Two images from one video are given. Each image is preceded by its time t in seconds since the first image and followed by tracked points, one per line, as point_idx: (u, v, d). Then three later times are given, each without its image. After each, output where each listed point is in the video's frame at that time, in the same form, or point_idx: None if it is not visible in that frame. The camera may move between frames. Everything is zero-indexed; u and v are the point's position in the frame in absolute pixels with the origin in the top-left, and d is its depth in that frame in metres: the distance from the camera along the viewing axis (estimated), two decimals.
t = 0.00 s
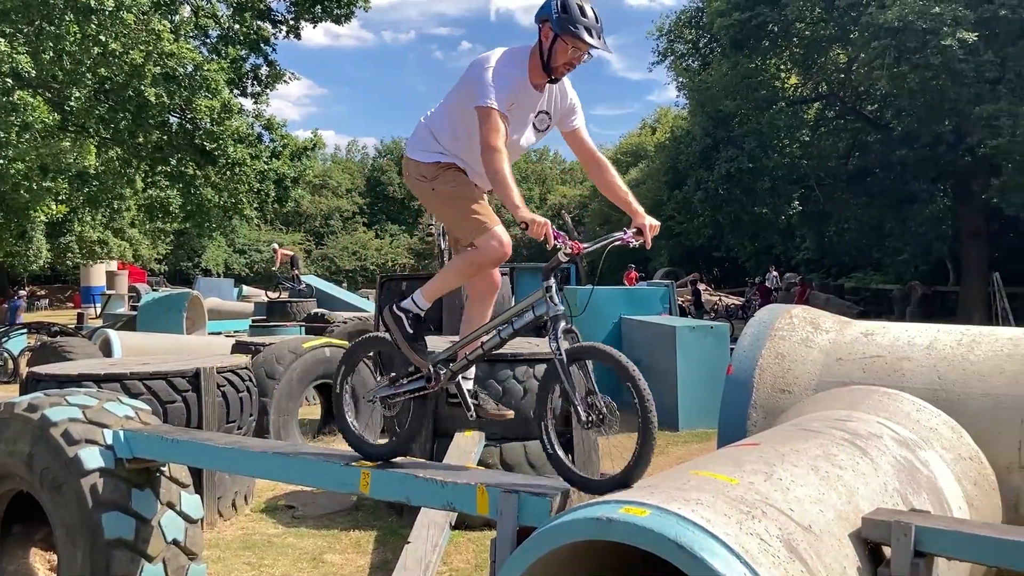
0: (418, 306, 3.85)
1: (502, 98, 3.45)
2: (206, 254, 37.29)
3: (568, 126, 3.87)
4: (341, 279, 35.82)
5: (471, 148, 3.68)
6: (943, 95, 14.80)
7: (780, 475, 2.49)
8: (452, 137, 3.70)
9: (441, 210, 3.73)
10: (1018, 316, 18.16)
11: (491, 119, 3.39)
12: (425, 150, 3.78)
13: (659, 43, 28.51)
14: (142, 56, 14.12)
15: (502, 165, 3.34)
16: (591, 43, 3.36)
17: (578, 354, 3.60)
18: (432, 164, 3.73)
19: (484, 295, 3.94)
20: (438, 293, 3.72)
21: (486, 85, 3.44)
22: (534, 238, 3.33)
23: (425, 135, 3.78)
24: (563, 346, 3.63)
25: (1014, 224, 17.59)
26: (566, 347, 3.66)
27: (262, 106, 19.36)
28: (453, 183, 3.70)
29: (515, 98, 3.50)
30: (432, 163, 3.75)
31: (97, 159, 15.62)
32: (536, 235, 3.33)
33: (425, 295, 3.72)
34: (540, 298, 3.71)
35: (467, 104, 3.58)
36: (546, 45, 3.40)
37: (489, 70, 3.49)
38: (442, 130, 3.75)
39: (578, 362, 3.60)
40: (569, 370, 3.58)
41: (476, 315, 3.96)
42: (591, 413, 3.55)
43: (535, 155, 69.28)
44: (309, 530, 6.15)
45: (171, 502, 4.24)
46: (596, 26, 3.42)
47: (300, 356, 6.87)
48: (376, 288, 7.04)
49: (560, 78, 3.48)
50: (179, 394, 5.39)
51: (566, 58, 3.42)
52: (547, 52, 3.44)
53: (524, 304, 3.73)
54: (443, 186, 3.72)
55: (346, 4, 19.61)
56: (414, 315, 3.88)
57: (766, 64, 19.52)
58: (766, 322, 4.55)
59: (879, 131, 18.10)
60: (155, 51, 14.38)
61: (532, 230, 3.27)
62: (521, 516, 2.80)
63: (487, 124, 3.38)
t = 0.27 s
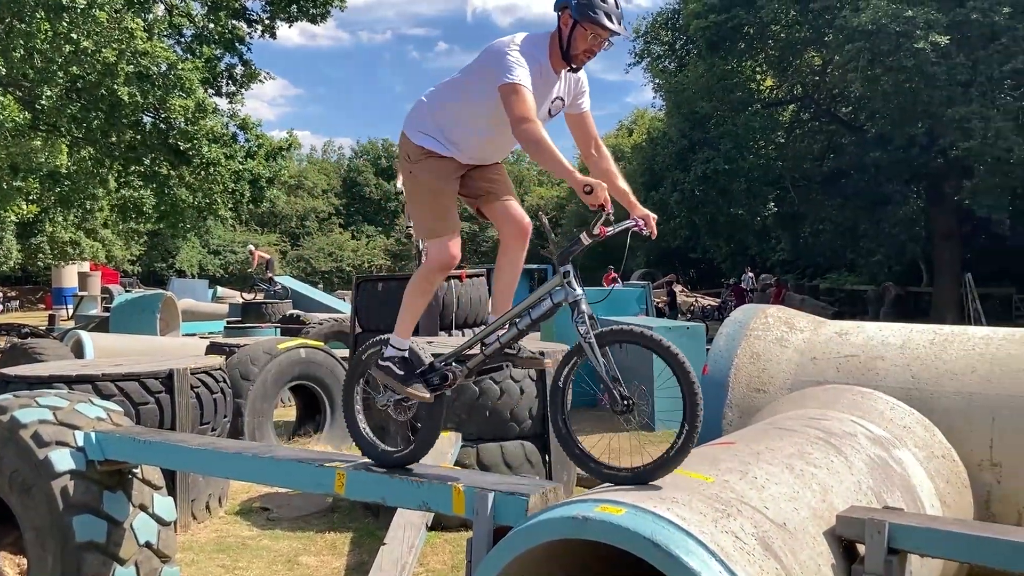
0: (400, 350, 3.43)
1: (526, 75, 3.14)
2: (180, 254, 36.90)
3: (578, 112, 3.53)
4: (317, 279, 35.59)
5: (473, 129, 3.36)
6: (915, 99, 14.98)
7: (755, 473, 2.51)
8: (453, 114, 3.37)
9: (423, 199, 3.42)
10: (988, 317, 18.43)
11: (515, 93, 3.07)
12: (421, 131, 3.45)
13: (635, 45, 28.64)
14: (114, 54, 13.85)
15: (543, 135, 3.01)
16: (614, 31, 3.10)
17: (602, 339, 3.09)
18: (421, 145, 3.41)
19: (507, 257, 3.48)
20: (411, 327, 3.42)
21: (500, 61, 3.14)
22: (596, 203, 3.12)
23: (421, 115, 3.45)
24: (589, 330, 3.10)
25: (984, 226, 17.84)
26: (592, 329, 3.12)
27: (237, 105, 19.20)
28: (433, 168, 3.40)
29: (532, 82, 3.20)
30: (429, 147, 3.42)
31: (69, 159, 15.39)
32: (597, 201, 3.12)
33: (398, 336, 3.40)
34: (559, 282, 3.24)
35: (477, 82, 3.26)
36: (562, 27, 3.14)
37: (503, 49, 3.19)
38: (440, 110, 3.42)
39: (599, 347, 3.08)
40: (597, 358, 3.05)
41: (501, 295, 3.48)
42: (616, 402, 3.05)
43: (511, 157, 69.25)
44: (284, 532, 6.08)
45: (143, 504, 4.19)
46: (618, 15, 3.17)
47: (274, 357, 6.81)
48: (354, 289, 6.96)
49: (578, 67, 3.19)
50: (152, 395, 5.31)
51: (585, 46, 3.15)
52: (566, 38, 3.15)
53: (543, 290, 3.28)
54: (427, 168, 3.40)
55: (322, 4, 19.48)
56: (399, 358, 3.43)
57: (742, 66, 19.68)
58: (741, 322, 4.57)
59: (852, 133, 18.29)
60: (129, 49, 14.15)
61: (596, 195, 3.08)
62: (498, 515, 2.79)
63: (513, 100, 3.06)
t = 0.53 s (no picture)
0: (394, 353, 3.34)
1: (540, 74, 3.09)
2: (158, 258, 36.54)
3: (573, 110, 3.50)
4: (296, 283, 35.36)
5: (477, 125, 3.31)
6: (891, 103, 15.12)
7: (732, 475, 2.52)
8: (460, 107, 3.30)
9: (415, 192, 3.39)
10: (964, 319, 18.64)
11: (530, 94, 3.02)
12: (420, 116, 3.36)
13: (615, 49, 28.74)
14: (91, 56, 13.69)
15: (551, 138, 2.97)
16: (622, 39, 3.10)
17: (615, 337, 3.08)
18: (422, 134, 3.32)
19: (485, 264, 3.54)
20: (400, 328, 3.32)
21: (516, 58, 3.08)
22: (607, 206, 3.10)
23: (424, 100, 3.36)
24: (600, 328, 3.08)
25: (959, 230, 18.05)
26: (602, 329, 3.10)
27: (216, 108, 19.05)
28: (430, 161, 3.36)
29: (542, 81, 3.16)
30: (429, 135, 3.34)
31: (44, 161, 15.19)
32: (607, 204, 3.10)
33: (389, 334, 3.31)
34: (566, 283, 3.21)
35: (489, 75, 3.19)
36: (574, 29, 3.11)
37: (519, 46, 3.12)
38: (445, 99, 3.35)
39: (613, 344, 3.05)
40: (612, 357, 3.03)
41: (487, 305, 3.52)
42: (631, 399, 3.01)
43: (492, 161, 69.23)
44: (263, 536, 6.02)
45: (119, 509, 4.15)
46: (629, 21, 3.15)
47: (253, 361, 6.75)
48: (333, 291, 6.88)
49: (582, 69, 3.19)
50: (129, 400, 5.25)
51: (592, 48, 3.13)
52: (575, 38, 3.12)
53: (547, 292, 3.25)
54: (426, 160, 3.35)
55: (301, 7, 19.37)
56: (393, 361, 3.34)
57: (719, 70, 19.82)
58: (719, 325, 4.61)
59: (829, 137, 18.45)
60: (106, 51, 13.98)
61: (610, 197, 3.04)
62: (476, 519, 2.78)
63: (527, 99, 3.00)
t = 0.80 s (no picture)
0: (381, 353, 3.31)
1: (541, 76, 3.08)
2: (138, 262, 36.23)
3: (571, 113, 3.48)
4: (278, 287, 35.18)
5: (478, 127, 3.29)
6: (871, 108, 15.23)
7: (713, 479, 2.52)
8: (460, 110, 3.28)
9: (412, 194, 3.34)
10: (943, 322, 18.82)
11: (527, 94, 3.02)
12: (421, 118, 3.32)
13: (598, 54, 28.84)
14: (71, 60, 13.55)
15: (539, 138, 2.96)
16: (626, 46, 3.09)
17: (599, 340, 3.09)
18: (423, 135, 3.29)
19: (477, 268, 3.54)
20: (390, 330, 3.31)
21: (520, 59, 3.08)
22: (590, 212, 3.05)
23: (423, 102, 3.33)
24: (585, 331, 3.08)
25: (938, 233, 18.23)
26: (587, 333, 3.10)
27: (197, 112, 18.94)
28: (427, 163, 3.32)
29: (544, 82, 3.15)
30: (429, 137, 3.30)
31: (22, 165, 15.03)
32: (590, 209, 3.05)
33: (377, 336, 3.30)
34: (550, 287, 3.22)
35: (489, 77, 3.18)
36: (580, 32, 3.11)
37: (521, 46, 3.11)
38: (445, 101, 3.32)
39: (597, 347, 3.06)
40: (595, 360, 3.04)
41: (475, 306, 3.54)
42: (615, 401, 3.00)
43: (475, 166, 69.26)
44: (243, 543, 5.94)
45: (98, 516, 4.10)
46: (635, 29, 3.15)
47: (234, 366, 6.69)
48: (315, 295, 6.83)
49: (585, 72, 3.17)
50: (109, 406, 5.18)
51: (596, 54, 3.13)
52: (580, 42, 3.12)
53: (532, 296, 3.25)
54: (424, 162, 3.32)
55: (283, 10, 19.30)
56: (378, 363, 3.31)
57: (701, 75, 19.90)
58: (700, 329, 4.63)
59: (811, 141, 18.59)
60: (85, 54, 13.91)
61: (591, 204, 3.01)
62: (458, 524, 2.76)
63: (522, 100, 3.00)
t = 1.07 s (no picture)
0: (372, 357, 3.29)
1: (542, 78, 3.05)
2: (121, 267, 35.90)
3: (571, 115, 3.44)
4: (262, 292, 34.98)
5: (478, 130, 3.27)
6: (853, 113, 15.32)
7: (698, 484, 2.52)
8: (462, 114, 3.26)
9: (414, 198, 3.32)
10: (925, 325, 18.96)
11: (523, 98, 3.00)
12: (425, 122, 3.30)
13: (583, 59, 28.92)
14: (52, 63, 13.47)
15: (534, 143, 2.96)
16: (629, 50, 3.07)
17: (592, 344, 3.06)
18: (427, 140, 3.27)
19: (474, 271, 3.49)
20: (383, 332, 3.30)
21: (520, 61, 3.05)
22: (579, 220, 3.06)
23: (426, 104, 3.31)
24: (577, 336, 3.05)
25: (920, 237, 18.38)
26: (579, 337, 3.08)
27: (180, 116, 18.84)
28: (429, 167, 3.30)
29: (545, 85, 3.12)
30: (432, 139, 3.28)
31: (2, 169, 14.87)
32: (579, 217, 3.06)
33: (371, 339, 3.28)
34: (543, 290, 3.20)
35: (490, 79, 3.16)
36: (582, 34, 3.08)
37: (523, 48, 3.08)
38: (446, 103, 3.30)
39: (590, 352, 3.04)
40: (586, 364, 3.02)
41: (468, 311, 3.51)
42: (606, 405, 2.99)
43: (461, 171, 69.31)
44: (227, 549, 5.87)
45: (80, 524, 4.07)
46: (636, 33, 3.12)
47: (218, 372, 6.61)
48: (301, 300, 6.79)
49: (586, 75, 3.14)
50: (91, 412, 5.12)
51: (599, 57, 3.10)
52: (582, 44, 3.09)
53: (525, 300, 3.23)
54: (426, 167, 3.29)
55: (267, 14, 19.24)
56: (369, 366, 3.28)
57: (686, 80, 19.86)
58: (686, 334, 4.64)
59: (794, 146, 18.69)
60: (67, 59, 13.84)
61: (580, 211, 3.00)
62: (442, 530, 2.73)
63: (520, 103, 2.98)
